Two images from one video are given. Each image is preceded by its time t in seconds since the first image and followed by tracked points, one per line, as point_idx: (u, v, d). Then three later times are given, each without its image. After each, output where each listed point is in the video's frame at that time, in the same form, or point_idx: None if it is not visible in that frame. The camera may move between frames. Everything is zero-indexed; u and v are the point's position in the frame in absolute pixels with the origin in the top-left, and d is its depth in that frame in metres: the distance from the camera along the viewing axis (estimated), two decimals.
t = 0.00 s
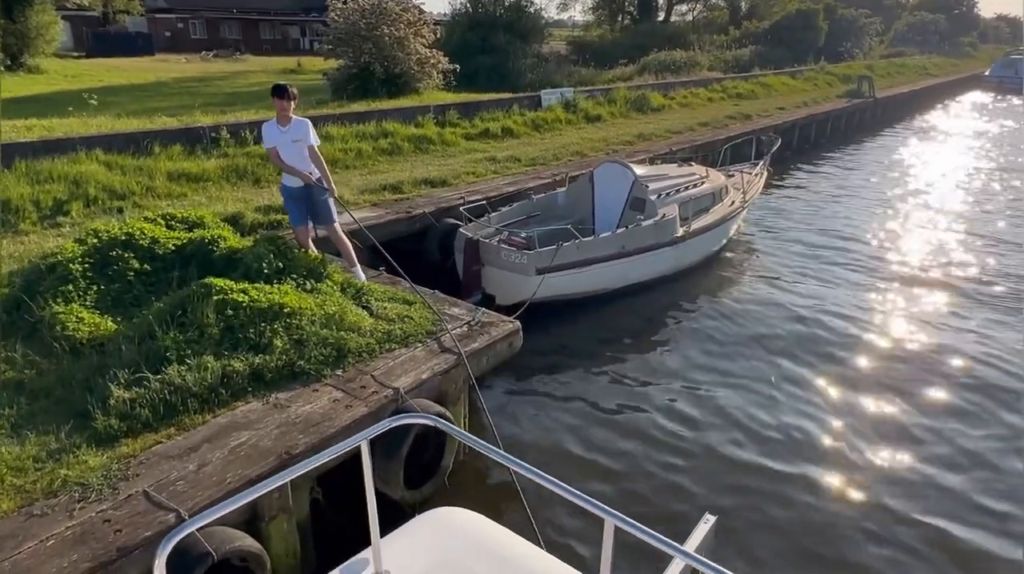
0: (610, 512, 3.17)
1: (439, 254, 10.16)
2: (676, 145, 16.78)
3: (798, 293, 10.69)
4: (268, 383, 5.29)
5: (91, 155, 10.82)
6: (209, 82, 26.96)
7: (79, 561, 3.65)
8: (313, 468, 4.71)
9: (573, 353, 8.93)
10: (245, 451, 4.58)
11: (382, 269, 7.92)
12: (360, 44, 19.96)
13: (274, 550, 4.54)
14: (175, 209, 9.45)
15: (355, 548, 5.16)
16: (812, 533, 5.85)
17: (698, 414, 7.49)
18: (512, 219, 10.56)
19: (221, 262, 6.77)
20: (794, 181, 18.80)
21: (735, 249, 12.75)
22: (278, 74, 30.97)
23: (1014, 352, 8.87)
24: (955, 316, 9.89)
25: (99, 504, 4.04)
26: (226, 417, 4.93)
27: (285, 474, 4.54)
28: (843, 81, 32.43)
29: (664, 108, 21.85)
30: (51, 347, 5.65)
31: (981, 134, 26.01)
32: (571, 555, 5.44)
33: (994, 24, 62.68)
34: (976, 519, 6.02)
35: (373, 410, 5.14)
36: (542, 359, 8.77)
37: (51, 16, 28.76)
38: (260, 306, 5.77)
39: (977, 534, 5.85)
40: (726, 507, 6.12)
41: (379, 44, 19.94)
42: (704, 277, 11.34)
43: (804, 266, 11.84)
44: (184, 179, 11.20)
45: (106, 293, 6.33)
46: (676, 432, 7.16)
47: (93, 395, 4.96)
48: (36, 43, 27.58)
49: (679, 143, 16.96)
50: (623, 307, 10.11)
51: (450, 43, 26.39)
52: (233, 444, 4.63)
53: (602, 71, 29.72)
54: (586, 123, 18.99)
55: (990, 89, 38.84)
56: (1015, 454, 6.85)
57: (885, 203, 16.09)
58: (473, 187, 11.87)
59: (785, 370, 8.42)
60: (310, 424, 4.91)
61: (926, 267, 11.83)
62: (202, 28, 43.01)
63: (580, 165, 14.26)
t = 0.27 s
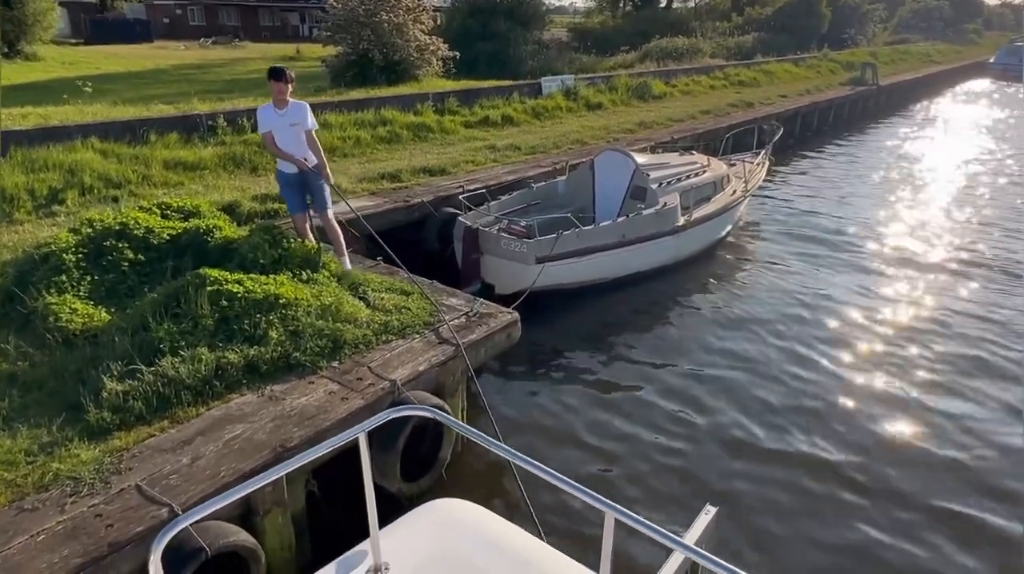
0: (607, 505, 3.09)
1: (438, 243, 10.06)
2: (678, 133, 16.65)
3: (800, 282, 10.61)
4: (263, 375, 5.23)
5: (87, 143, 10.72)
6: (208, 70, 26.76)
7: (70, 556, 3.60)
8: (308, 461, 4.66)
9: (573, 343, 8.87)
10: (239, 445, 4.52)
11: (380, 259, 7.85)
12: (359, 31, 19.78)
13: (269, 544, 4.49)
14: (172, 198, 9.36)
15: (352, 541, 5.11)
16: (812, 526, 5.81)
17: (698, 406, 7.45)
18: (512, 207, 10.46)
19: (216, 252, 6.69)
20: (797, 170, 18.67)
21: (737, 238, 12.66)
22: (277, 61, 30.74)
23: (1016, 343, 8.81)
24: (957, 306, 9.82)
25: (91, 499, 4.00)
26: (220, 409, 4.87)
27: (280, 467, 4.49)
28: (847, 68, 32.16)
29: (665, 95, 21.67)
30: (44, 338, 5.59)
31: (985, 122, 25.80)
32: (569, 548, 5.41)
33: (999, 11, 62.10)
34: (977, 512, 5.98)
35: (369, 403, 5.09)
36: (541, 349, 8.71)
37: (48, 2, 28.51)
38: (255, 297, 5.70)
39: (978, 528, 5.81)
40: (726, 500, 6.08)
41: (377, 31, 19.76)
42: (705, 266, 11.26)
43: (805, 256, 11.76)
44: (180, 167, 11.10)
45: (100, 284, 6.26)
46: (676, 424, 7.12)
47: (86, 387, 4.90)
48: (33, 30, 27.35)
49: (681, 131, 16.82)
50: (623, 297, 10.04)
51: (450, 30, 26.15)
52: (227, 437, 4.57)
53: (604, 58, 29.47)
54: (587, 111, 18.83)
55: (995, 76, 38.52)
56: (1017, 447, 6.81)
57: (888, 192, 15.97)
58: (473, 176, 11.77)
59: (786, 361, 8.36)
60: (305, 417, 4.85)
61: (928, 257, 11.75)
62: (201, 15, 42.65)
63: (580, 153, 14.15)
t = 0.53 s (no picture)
0: (609, 507, 3.02)
1: (437, 234, 10.19)
2: (679, 123, 16.50)
3: (801, 276, 10.53)
4: (257, 370, 5.16)
5: (82, 133, 10.62)
6: (206, 58, 26.53)
7: (57, 557, 3.54)
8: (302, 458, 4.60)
9: (572, 336, 8.81)
10: (231, 442, 4.45)
11: (377, 251, 7.76)
12: (358, 19, 19.58)
13: (263, 542, 4.44)
14: (167, 189, 9.26)
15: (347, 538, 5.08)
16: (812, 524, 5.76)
17: (698, 400, 7.39)
18: (511, 198, 10.35)
19: (211, 245, 6.60)
20: (799, 161, 18.51)
21: (737, 230, 12.56)
22: (276, 50, 30.47)
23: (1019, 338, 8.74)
24: (959, 301, 9.74)
25: (80, 497, 3.94)
26: (213, 405, 4.80)
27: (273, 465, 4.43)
28: (850, 58, 31.87)
29: (667, 85, 21.47)
30: (35, 332, 5.51)
31: (989, 112, 25.58)
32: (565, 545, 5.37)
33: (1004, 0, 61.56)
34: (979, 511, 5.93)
35: (364, 399, 5.02)
36: (540, 342, 8.64)
37: None
38: (249, 291, 5.61)
39: (980, 526, 5.76)
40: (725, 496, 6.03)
41: (377, 20, 19.56)
42: (706, 258, 11.16)
43: (807, 248, 11.67)
44: (176, 158, 10.99)
45: (92, 277, 6.17)
46: (675, 419, 7.06)
47: (76, 382, 4.83)
48: (31, 18, 27.09)
49: (682, 122, 16.67)
50: (623, 289, 9.96)
51: (450, 18, 25.90)
52: (220, 434, 4.50)
53: (605, 47, 29.19)
54: (588, 100, 18.67)
55: (999, 65, 38.19)
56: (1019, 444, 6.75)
57: (891, 183, 15.83)
58: (472, 167, 11.67)
59: (787, 355, 8.29)
60: (299, 413, 4.78)
61: (930, 250, 11.66)
62: (200, 3, 42.22)
63: (580, 144, 14.03)
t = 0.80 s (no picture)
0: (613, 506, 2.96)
1: (437, 229, 10.01)
2: (681, 115, 16.38)
3: (803, 269, 10.45)
4: (253, 366, 5.11)
5: (79, 125, 10.53)
6: (206, 49, 26.38)
7: (49, 559, 3.50)
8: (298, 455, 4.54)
9: (572, 329, 8.74)
10: (226, 440, 4.41)
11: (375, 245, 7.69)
12: (358, 10, 19.44)
13: (258, 540, 4.39)
14: (164, 182, 9.18)
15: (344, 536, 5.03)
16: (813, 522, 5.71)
17: (698, 396, 7.33)
18: (511, 192, 10.27)
19: (207, 239, 6.52)
20: (801, 152, 18.39)
21: (739, 223, 12.47)
22: (275, 41, 30.30)
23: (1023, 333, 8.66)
24: (963, 293, 9.67)
25: (73, 497, 3.89)
26: (208, 402, 4.75)
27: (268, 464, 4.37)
28: (853, 49, 31.66)
29: (668, 76, 21.32)
30: (29, 328, 5.45)
31: (992, 103, 25.41)
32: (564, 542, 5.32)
33: None
34: (981, 509, 5.89)
35: (361, 396, 4.96)
36: (540, 336, 8.57)
37: None
38: (245, 286, 5.55)
39: (983, 525, 5.72)
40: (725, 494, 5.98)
41: (376, 10, 19.41)
42: (707, 251, 11.08)
43: (809, 240, 11.58)
44: (174, 150, 10.91)
45: (87, 272, 6.11)
46: (676, 415, 7.01)
47: (70, 379, 4.78)
48: (29, 8, 26.92)
49: (684, 113, 16.55)
50: (623, 282, 9.89)
51: (451, 9, 25.72)
52: (214, 432, 4.45)
53: (607, 38, 28.98)
54: (589, 92, 18.53)
55: (1003, 56, 37.93)
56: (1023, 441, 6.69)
57: (894, 174, 15.72)
58: (471, 159, 11.58)
59: (788, 349, 8.24)
60: (295, 411, 4.73)
61: (934, 242, 11.57)
62: None
63: (581, 136, 13.93)
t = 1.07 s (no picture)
0: (613, 505, 2.92)
1: (435, 225, 10.05)
2: (682, 110, 16.28)
3: (805, 265, 10.38)
4: (248, 365, 5.06)
5: (75, 120, 10.46)
6: (205, 43, 26.26)
7: (39, 562, 3.46)
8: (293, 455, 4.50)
9: (572, 326, 8.69)
10: (220, 440, 4.36)
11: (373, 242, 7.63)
12: (357, 4, 19.32)
13: (253, 542, 4.35)
14: (161, 178, 9.12)
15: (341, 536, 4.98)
16: (814, 522, 5.67)
17: (699, 393, 7.28)
18: (510, 188, 10.21)
19: (203, 235, 6.45)
20: (803, 147, 18.29)
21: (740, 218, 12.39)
22: (275, 35, 30.16)
23: None
24: (965, 289, 9.60)
25: (65, 498, 3.85)
26: (202, 402, 4.71)
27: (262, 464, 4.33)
28: (856, 42, 31.47)
29: (670, 70, 21.20)
30: (23, 326, 5.40)
31: (996, 97, 25.26)
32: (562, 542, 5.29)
33: None
34: (983, 508, 5.84)
35: (357, 395, 4.92)
36: (540, 333, 8.51)
37: None
38: (241, 284, 5.50)
39: (986, 525, 5.67)
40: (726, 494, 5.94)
41: (376, 4, 19.29)
42: (708, 246, 11.02)
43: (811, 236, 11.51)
44: (172, 146, 10.84)
45: (82, 269, 6.05)
46: (676, 412, 6.95)
47: (63, 379, 4.74)
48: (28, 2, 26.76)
49: (685, 108, 16.46)
50: (623, 279, 9.83)
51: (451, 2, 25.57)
52: (209, 432, 4.41)
53: (608, 32, 28.81)
54: (590, 86, 18.43)
55: (1007, 50, 37.71)
56: None
57: (896, 169, 15.62)
58: (471, 154, 11.51)
59: (789, 345, 8.18)
60: (290, 411, 4.69)
61: (936, 237, 11.49)
62: None
63: (582, 130, 13.85)
